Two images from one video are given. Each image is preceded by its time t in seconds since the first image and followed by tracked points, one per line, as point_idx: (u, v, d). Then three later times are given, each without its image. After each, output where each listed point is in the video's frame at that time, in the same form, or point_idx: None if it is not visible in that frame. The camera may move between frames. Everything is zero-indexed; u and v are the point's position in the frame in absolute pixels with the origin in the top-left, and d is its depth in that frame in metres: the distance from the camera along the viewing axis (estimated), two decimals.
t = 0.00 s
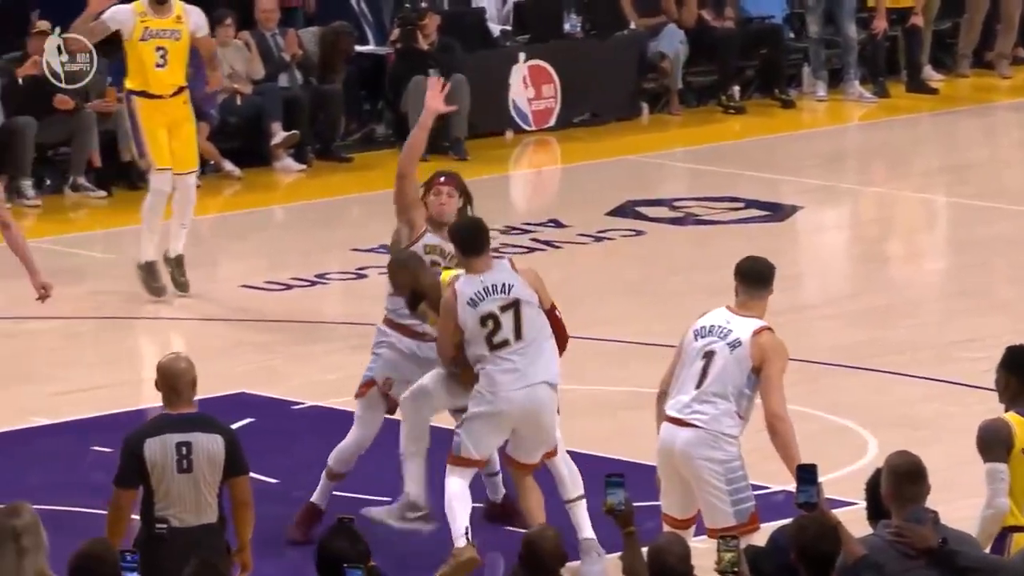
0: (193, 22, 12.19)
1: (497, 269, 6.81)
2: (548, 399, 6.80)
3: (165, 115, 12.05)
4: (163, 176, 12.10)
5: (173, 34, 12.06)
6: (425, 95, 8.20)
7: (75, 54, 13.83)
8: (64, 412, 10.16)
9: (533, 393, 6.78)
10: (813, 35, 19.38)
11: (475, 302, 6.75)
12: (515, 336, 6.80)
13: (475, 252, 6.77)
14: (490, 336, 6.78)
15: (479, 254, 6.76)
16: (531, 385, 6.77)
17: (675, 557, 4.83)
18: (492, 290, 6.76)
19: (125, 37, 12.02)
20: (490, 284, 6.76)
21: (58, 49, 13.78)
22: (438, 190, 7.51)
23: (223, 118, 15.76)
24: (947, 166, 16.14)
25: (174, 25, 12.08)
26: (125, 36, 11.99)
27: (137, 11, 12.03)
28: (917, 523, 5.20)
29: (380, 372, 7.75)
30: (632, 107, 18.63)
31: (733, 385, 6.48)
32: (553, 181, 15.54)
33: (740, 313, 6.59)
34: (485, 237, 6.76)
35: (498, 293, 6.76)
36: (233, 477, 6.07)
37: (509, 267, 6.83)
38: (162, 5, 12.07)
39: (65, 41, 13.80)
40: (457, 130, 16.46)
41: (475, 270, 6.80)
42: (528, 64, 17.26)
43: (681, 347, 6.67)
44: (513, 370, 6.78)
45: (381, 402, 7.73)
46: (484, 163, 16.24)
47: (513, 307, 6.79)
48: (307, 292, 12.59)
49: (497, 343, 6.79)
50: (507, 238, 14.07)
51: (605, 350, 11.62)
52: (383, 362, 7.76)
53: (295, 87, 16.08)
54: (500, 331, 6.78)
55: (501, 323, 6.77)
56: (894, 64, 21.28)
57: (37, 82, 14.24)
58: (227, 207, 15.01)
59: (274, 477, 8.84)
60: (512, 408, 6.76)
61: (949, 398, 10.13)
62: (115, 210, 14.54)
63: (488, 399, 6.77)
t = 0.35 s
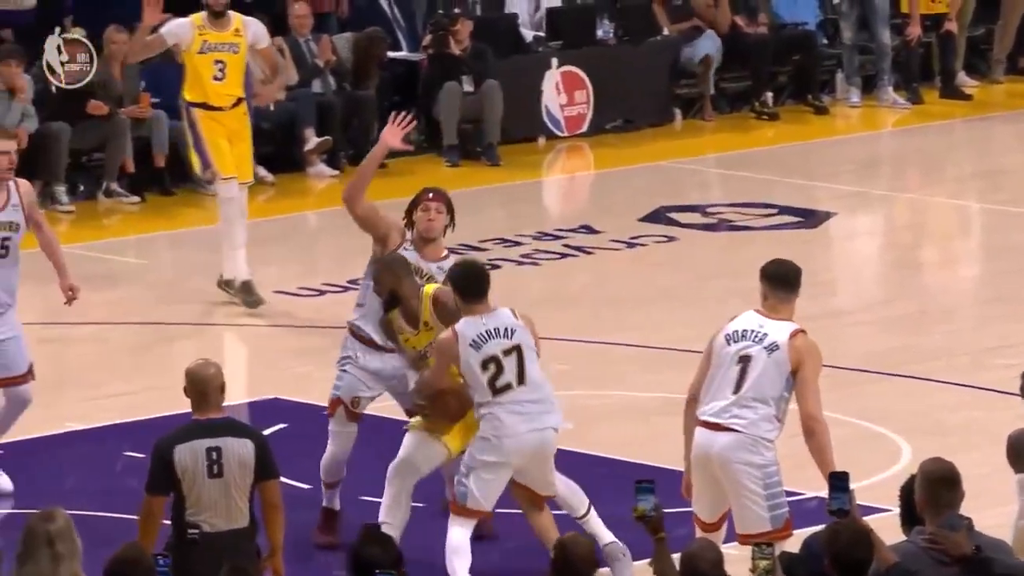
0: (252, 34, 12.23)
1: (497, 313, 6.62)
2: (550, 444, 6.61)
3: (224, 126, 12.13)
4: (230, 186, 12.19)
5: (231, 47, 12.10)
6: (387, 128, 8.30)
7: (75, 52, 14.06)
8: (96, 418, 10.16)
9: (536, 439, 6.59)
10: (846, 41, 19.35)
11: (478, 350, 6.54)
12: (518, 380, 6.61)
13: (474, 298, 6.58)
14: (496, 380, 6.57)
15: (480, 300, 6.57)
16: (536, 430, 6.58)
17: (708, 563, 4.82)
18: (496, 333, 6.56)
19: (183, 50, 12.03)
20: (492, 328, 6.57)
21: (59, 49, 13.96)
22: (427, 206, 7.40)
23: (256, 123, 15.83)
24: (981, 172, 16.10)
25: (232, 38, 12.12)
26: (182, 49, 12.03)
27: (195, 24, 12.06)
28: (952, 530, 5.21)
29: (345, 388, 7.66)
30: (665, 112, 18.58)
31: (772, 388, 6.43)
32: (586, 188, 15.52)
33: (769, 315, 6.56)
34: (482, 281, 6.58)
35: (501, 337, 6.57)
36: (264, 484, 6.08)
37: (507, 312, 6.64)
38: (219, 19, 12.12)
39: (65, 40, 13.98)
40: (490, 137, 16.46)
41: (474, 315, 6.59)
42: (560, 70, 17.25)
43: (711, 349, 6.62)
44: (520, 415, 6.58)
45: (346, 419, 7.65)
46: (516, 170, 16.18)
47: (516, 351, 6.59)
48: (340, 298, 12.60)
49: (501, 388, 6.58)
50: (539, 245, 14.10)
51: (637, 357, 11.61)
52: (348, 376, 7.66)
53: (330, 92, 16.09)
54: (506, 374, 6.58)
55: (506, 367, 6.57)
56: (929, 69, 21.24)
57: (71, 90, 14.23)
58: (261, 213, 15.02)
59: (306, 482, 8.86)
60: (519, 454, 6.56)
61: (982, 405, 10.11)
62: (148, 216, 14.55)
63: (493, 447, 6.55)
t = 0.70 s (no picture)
0: (308, 54, 12.26)
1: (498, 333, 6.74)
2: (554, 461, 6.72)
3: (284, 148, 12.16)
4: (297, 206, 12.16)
5: (287, 69, 12.16)
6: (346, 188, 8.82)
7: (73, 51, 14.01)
8: (129, 421, 10.19)
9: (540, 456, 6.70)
10: (878, 44, 19.32)
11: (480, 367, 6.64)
12: (520, 395, 6.72)
13: (481, 318, 6.67)
14: (500, 395, 6.68)
15: (490, 321, 6.66)
16: (539, 446, 6.68)
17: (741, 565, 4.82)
18: (502, 351, 6.67)
19: (240, 73, 12.12)
20: (498, 346, 6.67)
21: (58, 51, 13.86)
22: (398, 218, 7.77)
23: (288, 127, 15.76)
24: (1013, 176, 16.06)
25: (288, 60, 12.18)
26: (239, 74, 12.11)
27: (250, 48, 12.14)
28: (983, 535, 5.23)
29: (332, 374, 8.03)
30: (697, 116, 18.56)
31: (807, 390, 6.42)
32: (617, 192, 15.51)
33: (788, 316, 6.56)
34: (494, 303, 6.67)
35: (505, 353, 6.67)
36: (294, 484, 6.10)
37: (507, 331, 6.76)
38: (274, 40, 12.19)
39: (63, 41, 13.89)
40: (520, 141, 16.43)
41: (479, 331, 6.70)
42: (592, 74, 17.23)
43: (734, 354, 6.60)
44: (525, 431, 6.68)
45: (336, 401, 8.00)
46: (548, 174, 16.16)
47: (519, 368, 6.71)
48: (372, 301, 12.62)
49: (505, 401, 6.70)
50: (571, 249, 14.11)
51: (669, 362, 11.61)
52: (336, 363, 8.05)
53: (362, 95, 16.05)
54: (510, 390, 6.69)
55: (510, 382, 6.69)
56: (961, 74, 21.21)
57: (102, 94, 14.28)
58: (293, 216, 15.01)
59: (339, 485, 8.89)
60: (524, 470, 6.67)
61: (1013, 409, 10.10)
62: (179, 220, 14.56)
63: (499, 463, 6.66)
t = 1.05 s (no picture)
0: (355, 61, 12.21)
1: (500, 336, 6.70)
2: (552, 463, 6.63)
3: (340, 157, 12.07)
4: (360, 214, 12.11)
5: (337, 77, 12.08)
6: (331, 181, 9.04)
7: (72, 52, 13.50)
8: (157, 422, 10.22)
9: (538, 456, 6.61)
10: (906, 48, 19.31)
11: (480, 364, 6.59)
12: (518, 397, 6.65)
13: (487, 316, 6.61)
14: (501, 393, 6.62)
15: (500, 323, 6.59)
16: (538, 447, 6.60)
17: (768, 567, 4.82)
18: (498, 353, 6.62)
19: (289, 85, 12.03)
20: (499, 347, 6.63)
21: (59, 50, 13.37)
22: (369, 224, 7.47)
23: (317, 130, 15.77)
24: None
25: (337, 67, 12.11)
26: (289, 85, 12.02)
27: (298, 57, 12.04)
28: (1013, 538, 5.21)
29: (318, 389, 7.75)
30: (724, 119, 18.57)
31: (836, 391, 6.45)
32: (644, 194, 15.50)
33: (798, 317, 6.54)
34: (504, 304, 6.61)
35: (507, 355, 6.63)
36: (317, 484, 6.11)
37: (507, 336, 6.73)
38: (319, 46, 12.09)
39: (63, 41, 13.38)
40: (547, 144, 16.42)
41: (483, 331, 6.66)
42: (618, 77, 17.19)
43: (750, 359, 6.56)
44: (523, 429, 6.60)
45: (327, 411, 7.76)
46: (573, 177, 16.14)
47: (518, 370, 6.66)
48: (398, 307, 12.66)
49: (503, 399, 6.63)
50: (598, 251, 14.12)
51: (696, 365, 11.62)
52: (318, 375, 7.73)
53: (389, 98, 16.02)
54: (510, 389, 6.63)
55: (510, 381, 6.63)
56: (989, 76, 21.19)
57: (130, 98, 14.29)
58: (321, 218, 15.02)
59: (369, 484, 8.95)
60: (522, 467, 6.57)
61: None
62: (206, 223, 14.58)
63: (497, 456, 6.55)
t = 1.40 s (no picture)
0: (397, 61, 12.27)
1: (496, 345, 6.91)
2: (533, 471, 6.81)
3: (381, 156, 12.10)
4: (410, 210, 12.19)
5: (381, 77, 12.18)
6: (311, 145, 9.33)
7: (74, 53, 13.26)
8: (181, 431, 10.22)
9: (519, 463, 6.79)
10: (929, 56, 19.29)
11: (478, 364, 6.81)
12: (507, 405, 6.85)
13: (485, 320, 6.83)
14: (490, 397, 6.82)
15: (496, 326, 6.81)
16: (521, 453, 6.80)
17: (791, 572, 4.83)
18: (494, 359, 6.84)
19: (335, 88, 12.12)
20: (496, 354, 6.85)
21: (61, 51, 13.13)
22: (348, 206, 7.73)
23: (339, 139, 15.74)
24: None
25: (379, 69, 12.19)
26: (334, 88, 12.11)
27: (341, 61, 12.14)
28: None
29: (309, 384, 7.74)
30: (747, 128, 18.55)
31: (860, 397, 6.62)
32: (666, 203, 15.49)
33: (807, 325, 6.68)
34: (501, 312, 6.82)
35: (503, 361, 6.85)
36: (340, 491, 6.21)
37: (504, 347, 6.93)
38: (360, 48, 12.17)
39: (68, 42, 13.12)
40: (570, 153, 16.40)
41: (482, 336, 6.88)
42: (641, 85, 17.15)
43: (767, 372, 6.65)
44: (506, 437, 6.80)
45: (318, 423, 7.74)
46: (596, 185, 16.13)
47: (511, 381, 6.86)
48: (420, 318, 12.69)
49: (493, 404, 6.82)
50: (621, 260, 14.13)
51: (719, 375, 11.62)
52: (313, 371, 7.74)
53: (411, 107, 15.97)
54: (500, 395, 6.83)
55: (501, 389, 6.83)
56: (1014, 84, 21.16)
57: (153, 108, 14.28)
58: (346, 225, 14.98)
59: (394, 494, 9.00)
60: (500, 473, 6.74)
61: None
62: (229, 231, 14.60)
63: (479, 457, 6.74)
